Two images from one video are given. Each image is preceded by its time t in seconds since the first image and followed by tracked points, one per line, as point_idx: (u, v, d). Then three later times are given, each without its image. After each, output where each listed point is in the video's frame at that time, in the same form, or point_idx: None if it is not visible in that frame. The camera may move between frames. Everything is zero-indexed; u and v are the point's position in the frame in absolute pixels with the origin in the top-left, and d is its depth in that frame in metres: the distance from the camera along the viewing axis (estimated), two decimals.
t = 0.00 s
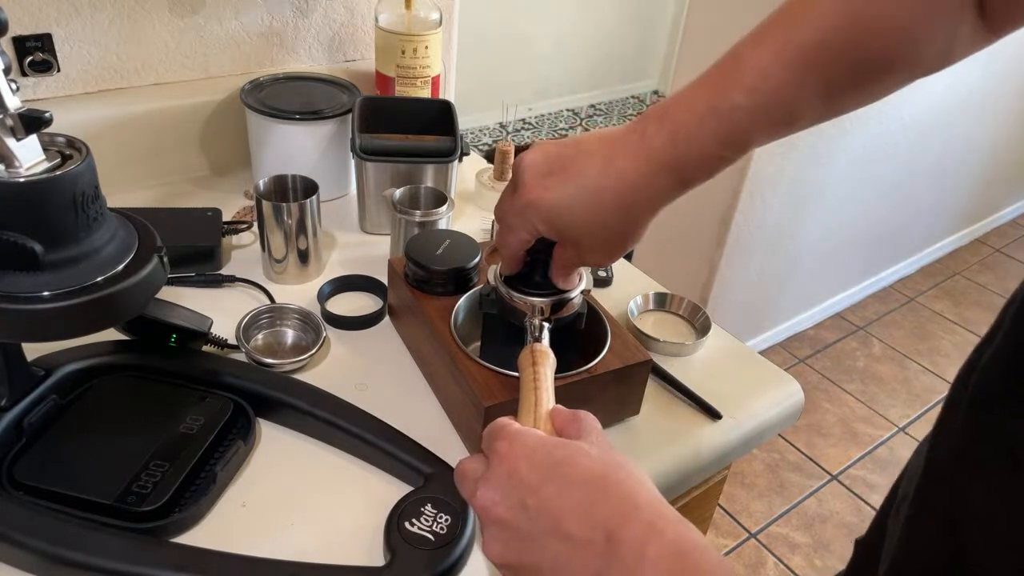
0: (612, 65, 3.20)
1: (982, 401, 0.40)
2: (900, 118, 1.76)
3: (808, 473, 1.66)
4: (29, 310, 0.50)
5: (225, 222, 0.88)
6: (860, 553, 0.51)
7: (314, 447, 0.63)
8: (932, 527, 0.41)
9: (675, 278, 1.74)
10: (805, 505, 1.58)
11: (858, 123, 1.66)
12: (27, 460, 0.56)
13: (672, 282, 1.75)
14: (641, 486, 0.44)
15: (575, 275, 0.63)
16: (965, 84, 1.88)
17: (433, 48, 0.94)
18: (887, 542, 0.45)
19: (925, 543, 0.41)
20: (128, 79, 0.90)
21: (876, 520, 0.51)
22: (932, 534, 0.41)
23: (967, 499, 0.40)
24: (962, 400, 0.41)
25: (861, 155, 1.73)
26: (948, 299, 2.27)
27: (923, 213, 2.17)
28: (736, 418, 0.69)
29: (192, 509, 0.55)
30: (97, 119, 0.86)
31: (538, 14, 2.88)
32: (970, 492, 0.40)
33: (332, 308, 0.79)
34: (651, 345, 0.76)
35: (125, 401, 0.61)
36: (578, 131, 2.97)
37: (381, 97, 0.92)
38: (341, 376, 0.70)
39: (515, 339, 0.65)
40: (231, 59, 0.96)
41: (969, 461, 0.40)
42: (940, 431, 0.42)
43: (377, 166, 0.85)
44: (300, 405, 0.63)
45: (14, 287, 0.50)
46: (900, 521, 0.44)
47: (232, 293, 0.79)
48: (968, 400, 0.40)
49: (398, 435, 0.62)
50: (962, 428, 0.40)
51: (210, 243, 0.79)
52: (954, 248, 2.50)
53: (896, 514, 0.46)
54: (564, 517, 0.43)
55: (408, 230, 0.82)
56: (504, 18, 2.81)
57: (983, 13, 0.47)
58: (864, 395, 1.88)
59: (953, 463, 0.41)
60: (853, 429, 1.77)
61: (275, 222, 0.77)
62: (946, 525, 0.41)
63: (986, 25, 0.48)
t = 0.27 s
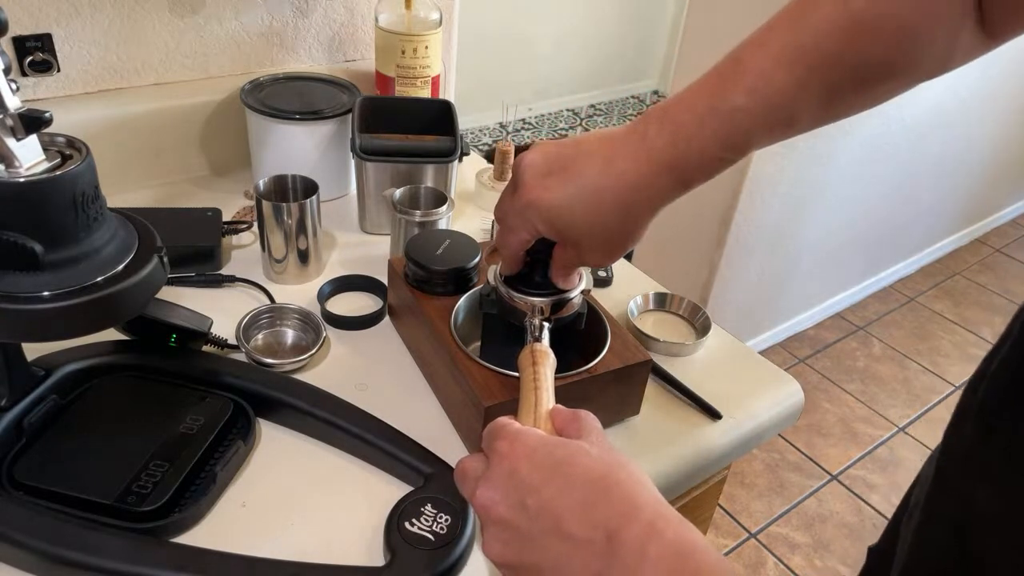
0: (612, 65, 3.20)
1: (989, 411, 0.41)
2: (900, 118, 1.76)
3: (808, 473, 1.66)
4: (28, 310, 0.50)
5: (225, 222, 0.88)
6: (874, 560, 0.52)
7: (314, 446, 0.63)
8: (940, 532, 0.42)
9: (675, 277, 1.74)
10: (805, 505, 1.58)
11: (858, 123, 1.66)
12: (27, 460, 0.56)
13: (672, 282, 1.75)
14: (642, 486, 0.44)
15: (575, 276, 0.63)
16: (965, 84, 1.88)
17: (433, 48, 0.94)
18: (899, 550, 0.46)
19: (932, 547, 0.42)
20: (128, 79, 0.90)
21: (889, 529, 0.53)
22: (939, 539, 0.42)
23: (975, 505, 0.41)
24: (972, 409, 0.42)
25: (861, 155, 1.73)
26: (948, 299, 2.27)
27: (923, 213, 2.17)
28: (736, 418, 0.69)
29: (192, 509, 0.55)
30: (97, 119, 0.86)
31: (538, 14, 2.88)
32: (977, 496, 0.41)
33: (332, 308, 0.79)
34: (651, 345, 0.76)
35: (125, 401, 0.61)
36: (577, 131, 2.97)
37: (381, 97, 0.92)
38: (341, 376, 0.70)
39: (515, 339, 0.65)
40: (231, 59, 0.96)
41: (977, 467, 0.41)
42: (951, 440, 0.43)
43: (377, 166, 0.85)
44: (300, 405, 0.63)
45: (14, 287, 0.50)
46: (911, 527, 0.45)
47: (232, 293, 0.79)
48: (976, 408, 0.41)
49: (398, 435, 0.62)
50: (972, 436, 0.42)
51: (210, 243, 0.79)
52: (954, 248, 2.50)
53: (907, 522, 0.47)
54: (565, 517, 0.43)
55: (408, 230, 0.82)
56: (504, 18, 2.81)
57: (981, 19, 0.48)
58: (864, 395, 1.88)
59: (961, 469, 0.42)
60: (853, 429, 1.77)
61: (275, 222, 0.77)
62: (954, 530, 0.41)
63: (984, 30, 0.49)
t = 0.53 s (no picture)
0: (612, 65, 3.20)
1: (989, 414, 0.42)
2: (900, 119, 1.76)
3: (808, 473, 1.66)
4: (28, 310, 0.50)
5: (225, 222, 0.88)
6: (877, 562, 0.53)
7: (314, 446, 0.63)
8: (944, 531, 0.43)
9: (675, 277, 1.74)
10: (805, 505, 1.58)
11: (857, 124, 1.66)
12: (27, 460, 0.56)
13: (672, 281, 1.75)
14: (642, 486, 0.44)
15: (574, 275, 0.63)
16: (965, 84, 1.88)
17: (433, 48, 0.94)
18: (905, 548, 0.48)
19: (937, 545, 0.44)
20: (129, 79, 0.90)
21: (895, 529, 0.53)
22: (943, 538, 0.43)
23: (977, 507, 0.42)
24: (974, 413, 0.43)
25: (861, 155, 1.73)
26: (948, 299, 2.27)
27: (923, 213, 2.17)
28: (736, 418, 0.69)
29: (192, 509, 0.55)
30: (97, 119, 0.86)
31: (538, 14, 2.88)
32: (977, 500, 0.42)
33: (332, 308, 0.79)
34: (651, 345, 0.76)
35: (124, 401, 0.61)
36: (577, 131, 2.97)
37: (381, 97, 0.92)
38: (341, 376, 0.70)
39: (516, 339, 0.65)
40: (231, 59, 0.96)
41: (978, 471, 0.42)
42: (953, 441, 0.44)
43: (377, 166, 0.85)
44: (300, 405, 0.63)
45: (14, 287, 0.50)
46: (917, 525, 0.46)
47: (232, 293, 0.79)
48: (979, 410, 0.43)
49: (398, 435, 0.62)
50: (973, 440, 0.43)
51: (210, 243, 0.79)
52: (954, 248, 2.50)
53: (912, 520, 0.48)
54: (566, 517, 0.43)
55: (408, 230, 0.82)
56: (504, 19, 2.81)
57: (980, 22, 0.48)
58: (864, 395, 1.88)
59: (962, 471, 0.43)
60: (853, 429, 1.77)
61: (275, 222, 0.77)
62: (956, 530, 0.43)
63: (983, 31, 0.49)
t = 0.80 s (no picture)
0: (612, 66, 3.20)
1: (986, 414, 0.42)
2: (899, 118, 1.76)
3: (808, 473, 1.66)
4: (29, 310, 0.50)
5: (226, 222, 0.88)
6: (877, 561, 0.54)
7: (314, 446, 0.63)
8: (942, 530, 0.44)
9: (675, 277, 1.74)
10: (806, 505, 1.58)
11: (857, 123, 1.66)
12: (27, 460, 0.56)
13: (672, 281, 1.75)
14: (642, 486, 0.44)
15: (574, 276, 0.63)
16: (965, 83, 1.88)
17: (433, 48, 0.94)
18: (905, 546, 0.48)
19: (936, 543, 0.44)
20: (129, 79, 0.90)
21: (894, 528, 0.53)
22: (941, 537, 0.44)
23: (975, 507, 0.42)
24: (971, 412, 0.43)
25: (861, 155, 1.73)
26: (948, 299, 2.27)
27: (923, 212, 2.17)
28: (736, 418, 0.69)
29: (192, 509, 0.55)
30: (97, 119, 0.86)
31: (538, 15, 2.89)
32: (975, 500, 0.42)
33: (332, 308, 0.79)
34: (651, 345, 0.76)
35: (124, 401, 0.61)
36: (577, 131, 2.97)
37: (381, 97, 0.92)
38: (341, 376, 0.70)
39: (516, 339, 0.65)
40: (231, 59, 0.96)
41: (975, 470, 0.42)
42: (951, 441, 0.45)
43: (377, 166, 0.85)
44: (300, 405, 0.63)
45: (14, 288, 0.50)
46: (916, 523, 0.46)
47: (232, 293, 0.79)
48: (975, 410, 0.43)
49: (398, 435, 0.62)
50: (969, 439, 0.43)
51: (210, 243, 0.79)
52: (954, 248, 2.50)
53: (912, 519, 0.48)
54: (565, 517, 0.43)
55: (408, 230, 0.82)
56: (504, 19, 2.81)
57: (977, 23, 0.48)
58: (864, 395, 1.88)
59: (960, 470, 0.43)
60: (853, 429, 1.77)
61: (275, 222, 0.77)
62: (955, 529, 0.43)
63: (980, 31, 0.49)
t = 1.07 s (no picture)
0: (612, 66, 3.20)
1: (992, 411, 0.41)
2: (900, 118, 1.76)
3: (808, 473, 1.66)
4: (29, 310, 0.50)
5: (226, 222, 0.88)
6: (875, 557, 0.54)
7: (314, 446, 0.63)
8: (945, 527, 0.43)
9: (675, 277, 1.74)
10: (806, 505, 1.58)
11: (858, 123, 1.66)
12: (27, 461, 0.56)
13: (672, 281, 1.75)
14: (642, 488, 0.44)
15: (574, 277, 0.63)
16: (965, 83, 1.88)
17: (433, 48, 0.94)
18: (904, 540, 0.47)
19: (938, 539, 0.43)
20: (129, 79, 0.90)
21: (892, 524, 0.53)
22: (943, 533, 0.43)
23: (979, 504, 0.41)
24: (976, 409, 0.43)
25: (861, 155, 1.73)
26: (948, 299, 2.27)
27: (923, 213, 2.17)
28: (735, 418, 0.69)
29: (192, 509, 0.55)
30: (97, 119, 0.86)
31: (538, 15, 2.89)
32: (978, 496, 0.41)
33: (332, 308, 0.79)
34: (651, 345, 0.76)
35: (124, 401, 0.61)
36: (577, 131, 2.97)
37: (381, 97, 0.92)
38: (341, 376, 0.70)
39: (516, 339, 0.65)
40: (231, 59, 0.96)
41: (979, 467, 0.42)
42: (955, 438, 0.44)
43: (377, 166, 0.85)
44: (300, 405, 0.63)
45: (14, 287, 0.50)
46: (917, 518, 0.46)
47: (232, 293, 0.79)
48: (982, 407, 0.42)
49: (398, 435, 0.62)
50: (975, 436, 0.42)
51: (210, 243, 0.79)
52: (954, 248, 2.50)
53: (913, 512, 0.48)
54: (566, 519, 0.43)
55: (408, 230, 0.82)
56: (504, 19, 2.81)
57: (982, 28, 0.48)
58: (864, 395, 1.88)
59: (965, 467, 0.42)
60: (853, 429, 1.77)
61: (275, 222, 0.77)
62: (959, 525, 0.42)
63: (986, 36, 0.48)
